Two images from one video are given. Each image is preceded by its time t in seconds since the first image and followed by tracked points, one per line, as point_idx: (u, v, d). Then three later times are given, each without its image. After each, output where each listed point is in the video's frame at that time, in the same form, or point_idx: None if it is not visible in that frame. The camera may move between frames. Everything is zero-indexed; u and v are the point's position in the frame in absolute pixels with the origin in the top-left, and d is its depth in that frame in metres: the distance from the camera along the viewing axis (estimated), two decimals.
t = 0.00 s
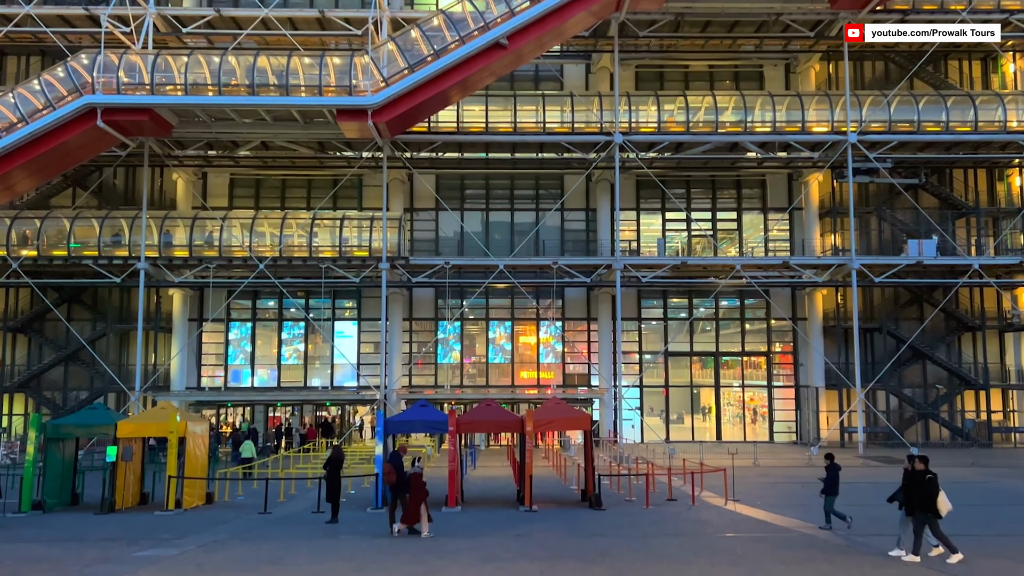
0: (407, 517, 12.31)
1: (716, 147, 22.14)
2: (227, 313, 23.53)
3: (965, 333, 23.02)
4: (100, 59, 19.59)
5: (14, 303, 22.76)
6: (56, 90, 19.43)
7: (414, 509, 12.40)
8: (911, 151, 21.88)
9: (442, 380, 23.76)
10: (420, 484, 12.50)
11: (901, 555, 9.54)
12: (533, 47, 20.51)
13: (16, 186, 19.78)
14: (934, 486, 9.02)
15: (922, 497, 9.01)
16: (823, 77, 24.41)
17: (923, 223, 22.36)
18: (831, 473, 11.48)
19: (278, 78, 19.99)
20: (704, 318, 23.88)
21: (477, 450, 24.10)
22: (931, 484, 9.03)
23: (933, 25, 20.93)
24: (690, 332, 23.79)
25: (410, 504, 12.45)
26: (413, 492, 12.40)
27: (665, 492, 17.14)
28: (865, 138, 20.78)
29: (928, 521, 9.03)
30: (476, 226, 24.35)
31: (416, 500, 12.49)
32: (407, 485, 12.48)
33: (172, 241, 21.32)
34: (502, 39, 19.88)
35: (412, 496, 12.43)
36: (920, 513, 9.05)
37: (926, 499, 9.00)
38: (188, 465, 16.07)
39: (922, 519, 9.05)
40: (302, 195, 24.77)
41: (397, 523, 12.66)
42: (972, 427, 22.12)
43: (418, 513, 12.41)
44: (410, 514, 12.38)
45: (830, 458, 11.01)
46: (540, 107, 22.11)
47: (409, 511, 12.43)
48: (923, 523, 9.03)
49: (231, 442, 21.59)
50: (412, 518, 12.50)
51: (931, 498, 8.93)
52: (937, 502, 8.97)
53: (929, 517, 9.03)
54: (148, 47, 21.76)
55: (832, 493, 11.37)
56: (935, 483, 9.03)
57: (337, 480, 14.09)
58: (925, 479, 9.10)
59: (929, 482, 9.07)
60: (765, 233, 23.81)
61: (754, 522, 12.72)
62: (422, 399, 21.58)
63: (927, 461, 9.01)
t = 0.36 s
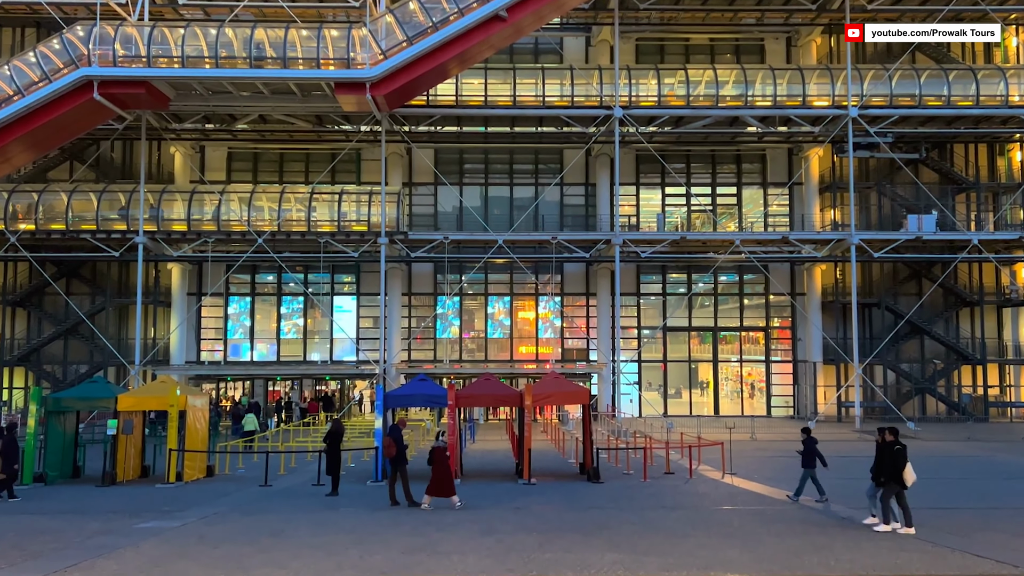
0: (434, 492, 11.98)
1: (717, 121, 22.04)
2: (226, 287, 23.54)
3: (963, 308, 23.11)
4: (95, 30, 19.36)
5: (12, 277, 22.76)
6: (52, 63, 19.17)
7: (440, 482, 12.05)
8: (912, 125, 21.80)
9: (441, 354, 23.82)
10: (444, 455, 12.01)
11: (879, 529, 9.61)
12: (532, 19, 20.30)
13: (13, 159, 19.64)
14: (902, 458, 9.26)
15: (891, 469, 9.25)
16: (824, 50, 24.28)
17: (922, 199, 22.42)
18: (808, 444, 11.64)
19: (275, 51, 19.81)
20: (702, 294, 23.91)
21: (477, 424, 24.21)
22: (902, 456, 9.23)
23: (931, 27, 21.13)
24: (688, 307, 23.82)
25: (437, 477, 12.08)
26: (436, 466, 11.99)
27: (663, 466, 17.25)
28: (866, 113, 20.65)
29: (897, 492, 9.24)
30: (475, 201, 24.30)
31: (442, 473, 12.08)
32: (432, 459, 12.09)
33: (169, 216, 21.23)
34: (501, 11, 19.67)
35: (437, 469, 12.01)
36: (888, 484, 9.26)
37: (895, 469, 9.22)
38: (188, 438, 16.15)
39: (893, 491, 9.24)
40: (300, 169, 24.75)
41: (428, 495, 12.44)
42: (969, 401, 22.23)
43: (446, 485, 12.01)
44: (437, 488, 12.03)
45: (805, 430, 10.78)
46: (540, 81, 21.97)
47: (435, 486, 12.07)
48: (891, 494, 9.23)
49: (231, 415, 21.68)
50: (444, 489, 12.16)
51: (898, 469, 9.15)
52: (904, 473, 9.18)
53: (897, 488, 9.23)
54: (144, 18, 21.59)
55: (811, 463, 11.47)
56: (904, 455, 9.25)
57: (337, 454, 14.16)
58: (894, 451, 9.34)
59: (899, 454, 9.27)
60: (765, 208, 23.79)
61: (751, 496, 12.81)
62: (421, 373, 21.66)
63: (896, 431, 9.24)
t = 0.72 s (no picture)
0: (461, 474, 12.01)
1: (719, 105, 21.98)
2: (227, 272, 23.57)
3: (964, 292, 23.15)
4: (95, 14, 19.28)
5: (13, 261, 22.78)
6: (52, 46, 19.06)
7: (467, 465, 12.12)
8: (915, 109, 21.77)
9: (442, 339, 23.88)
10: (472, 439, 12.03)
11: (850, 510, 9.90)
12: (534, 3, 20.21)
13: (14, 143, 19.60)
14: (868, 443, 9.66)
15: (861, 453, 9.61)
16: (827, 34, 24.20)
17: (924, 182, 22.38)
18: (788, 429, 11.99)
19: (275, 34, 19.73)
20: (703, 279, 23.93)
21: (478, 409, 24.29)
22: (872, 440, 9.56)
23: (931, 28, 21.85)
24: (689, 292, 23.85)
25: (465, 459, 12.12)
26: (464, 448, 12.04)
27: (663, 450, 17.33)
28: (869, 97, 20.58)
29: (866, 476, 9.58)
30: (476, 185, 24.27)
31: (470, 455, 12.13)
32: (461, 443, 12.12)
33: (170, 200, 21.19)
34: None
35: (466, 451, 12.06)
36: (855, 467, 9.63)
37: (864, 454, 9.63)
38: (191, 421, 16.24)
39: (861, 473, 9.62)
40: (301, 153, 24.74)
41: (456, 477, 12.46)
42: (969, 386, 22.28)
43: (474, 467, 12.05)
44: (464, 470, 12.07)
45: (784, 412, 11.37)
46: (541, 65, 21.89)
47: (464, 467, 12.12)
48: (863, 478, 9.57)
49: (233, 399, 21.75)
50: (471, 471, 12.24)
51: (867, 454, 9.50)
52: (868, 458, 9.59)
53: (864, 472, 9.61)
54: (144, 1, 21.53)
55: (792, 447, 11.79)
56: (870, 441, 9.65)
57: (338, 437, 14.21)
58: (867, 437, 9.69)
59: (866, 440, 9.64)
60: (767, 192, 23.77)
61: (751, 479, 12.88)
62: (422, 358, 21.70)
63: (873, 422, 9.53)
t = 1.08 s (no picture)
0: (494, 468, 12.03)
1: (727, 97, 21.90)
2: (235, 264, 23.64)
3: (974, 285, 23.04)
4: (103, 7, 19.28)
5: (23, 253, 22.89)
6: (61, 39, 19.12)
7: (500, 459, 12.15)
8: (925, 101, 21.66)
9: (450, 331, 23.91)
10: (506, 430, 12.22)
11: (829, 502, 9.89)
12: None
13: (23, 135, 19.65)
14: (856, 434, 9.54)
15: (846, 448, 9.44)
16: (836, 25, 24.07)
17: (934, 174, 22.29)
18: (777, 422, 12.09)
19: (283, 27, 19.73)
20: (711, 271, 23.89)
21: (485, 401, 24.31)
22: (854, 433, 9.36)
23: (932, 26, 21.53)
24: (697, 284, 23.82)
25: (498, 453, 12.16)
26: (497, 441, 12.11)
27: (671, 443, 17.33)
28: (878, 88, 20.47)
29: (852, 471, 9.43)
30: (483, 178, 24.26)
31: (504, 449, 12.17)
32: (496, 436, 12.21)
33: (179, 192, 21.24)
34: None
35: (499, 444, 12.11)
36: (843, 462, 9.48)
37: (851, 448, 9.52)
38: (200, 414, 16.32)
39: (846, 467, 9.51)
40: (309, 146, 24.78)
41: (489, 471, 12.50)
42: (978, 379, 22.19)
43: (506, 461, 12.05)
44: (498, 463, 12.10)
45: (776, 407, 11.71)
46: (549, 57, 21.85)
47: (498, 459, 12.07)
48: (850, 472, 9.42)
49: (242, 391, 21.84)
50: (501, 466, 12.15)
51: (850, 449, 9.33)
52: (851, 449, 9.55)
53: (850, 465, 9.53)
54: None
55: (779, 441, 11.90)
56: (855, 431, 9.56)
57: (347, 429, 14.26)
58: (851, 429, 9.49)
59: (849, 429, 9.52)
60: (775, 184, 23.71)
61: (759, 472, 12.87)
62: (429, 350, 21.74)
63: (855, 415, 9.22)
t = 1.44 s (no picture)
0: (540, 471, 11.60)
1: (745, 96, 21.80)
2: (254, 264, 23.79)
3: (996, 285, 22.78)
4: (124, 8, 19.49)
5: (45, 253, 23.16)
6: (81, 41, 19.32)
7: (544, 459, 11.66)
8: (945, 99, 21.47)
9: (467, 331, 23.94)
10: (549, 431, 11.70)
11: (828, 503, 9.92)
12: None
13: (45, 136, 19.80)
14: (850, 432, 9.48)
15: (838, 444, 9.54)
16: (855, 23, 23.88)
17: (956, 173, 22.09)
18: (776, 421, 12.11)
19: (301, 28, 19.83)
20: (729, 271, 23.79)
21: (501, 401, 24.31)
22: (846, 431, 9.44)
23: (930, 27, 20.89)
24: (715, 284, 23.73)
25: (543, 455, 11.67)
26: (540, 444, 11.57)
27: (688, 443, 17.25)
28: (898, 86, 20.31)
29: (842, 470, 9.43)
30: (499, 177, 24.28)
31: (548, 450, 11.67)
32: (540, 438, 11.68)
33: (198, 192, 21.40)
34: None
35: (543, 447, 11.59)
36: (833, 458, 9.58)
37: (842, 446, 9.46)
38: (220, 412, 16.48)
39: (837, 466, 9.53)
40: (326, 146, 24.91)
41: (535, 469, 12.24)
42: (1000, 379, 21.92)
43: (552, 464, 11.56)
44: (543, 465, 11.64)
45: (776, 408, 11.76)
46: (565, 56, 21.83)
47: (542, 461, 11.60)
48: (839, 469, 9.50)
49: (260, 390, 21.96)
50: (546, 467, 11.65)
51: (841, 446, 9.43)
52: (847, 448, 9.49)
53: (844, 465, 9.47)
54: None
55: (781, 440, 11.81)
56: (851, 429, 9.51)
57: (365, 428, 14.32)
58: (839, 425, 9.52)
59: (845, 428, 9.56)
60: (794, 184, 23.57)
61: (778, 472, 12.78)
62: (446, 350, 21.77)
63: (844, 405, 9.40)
